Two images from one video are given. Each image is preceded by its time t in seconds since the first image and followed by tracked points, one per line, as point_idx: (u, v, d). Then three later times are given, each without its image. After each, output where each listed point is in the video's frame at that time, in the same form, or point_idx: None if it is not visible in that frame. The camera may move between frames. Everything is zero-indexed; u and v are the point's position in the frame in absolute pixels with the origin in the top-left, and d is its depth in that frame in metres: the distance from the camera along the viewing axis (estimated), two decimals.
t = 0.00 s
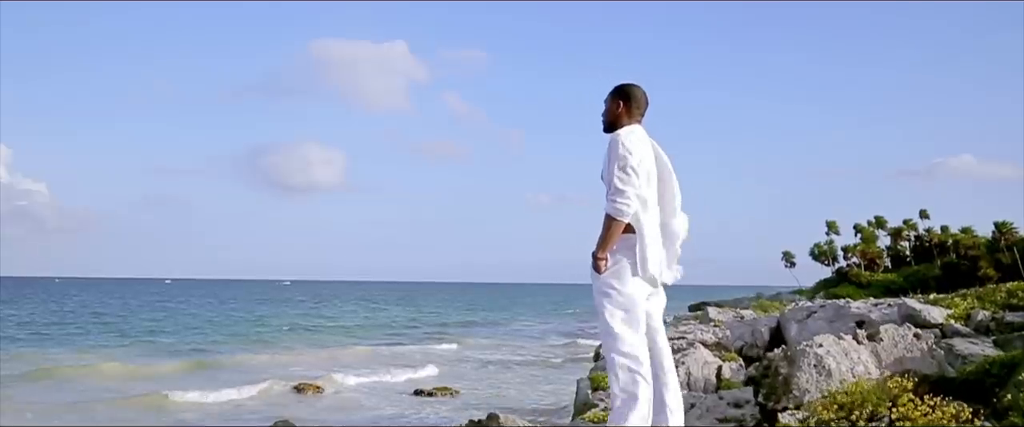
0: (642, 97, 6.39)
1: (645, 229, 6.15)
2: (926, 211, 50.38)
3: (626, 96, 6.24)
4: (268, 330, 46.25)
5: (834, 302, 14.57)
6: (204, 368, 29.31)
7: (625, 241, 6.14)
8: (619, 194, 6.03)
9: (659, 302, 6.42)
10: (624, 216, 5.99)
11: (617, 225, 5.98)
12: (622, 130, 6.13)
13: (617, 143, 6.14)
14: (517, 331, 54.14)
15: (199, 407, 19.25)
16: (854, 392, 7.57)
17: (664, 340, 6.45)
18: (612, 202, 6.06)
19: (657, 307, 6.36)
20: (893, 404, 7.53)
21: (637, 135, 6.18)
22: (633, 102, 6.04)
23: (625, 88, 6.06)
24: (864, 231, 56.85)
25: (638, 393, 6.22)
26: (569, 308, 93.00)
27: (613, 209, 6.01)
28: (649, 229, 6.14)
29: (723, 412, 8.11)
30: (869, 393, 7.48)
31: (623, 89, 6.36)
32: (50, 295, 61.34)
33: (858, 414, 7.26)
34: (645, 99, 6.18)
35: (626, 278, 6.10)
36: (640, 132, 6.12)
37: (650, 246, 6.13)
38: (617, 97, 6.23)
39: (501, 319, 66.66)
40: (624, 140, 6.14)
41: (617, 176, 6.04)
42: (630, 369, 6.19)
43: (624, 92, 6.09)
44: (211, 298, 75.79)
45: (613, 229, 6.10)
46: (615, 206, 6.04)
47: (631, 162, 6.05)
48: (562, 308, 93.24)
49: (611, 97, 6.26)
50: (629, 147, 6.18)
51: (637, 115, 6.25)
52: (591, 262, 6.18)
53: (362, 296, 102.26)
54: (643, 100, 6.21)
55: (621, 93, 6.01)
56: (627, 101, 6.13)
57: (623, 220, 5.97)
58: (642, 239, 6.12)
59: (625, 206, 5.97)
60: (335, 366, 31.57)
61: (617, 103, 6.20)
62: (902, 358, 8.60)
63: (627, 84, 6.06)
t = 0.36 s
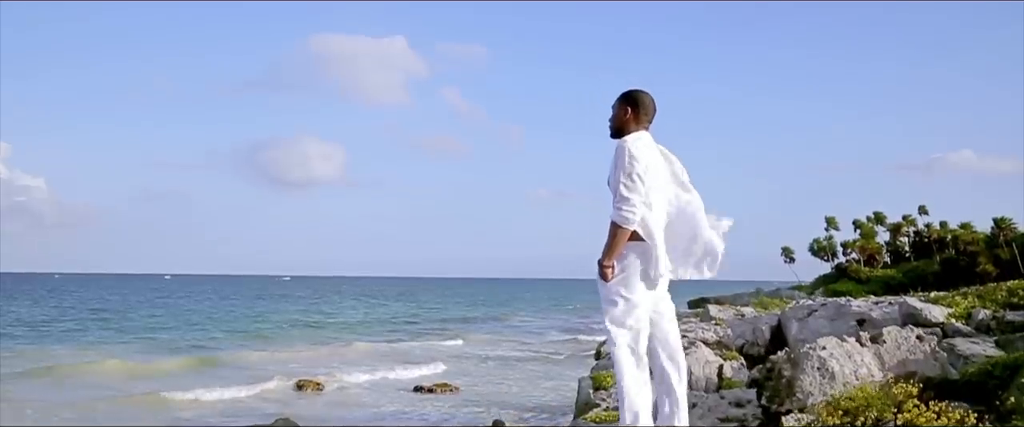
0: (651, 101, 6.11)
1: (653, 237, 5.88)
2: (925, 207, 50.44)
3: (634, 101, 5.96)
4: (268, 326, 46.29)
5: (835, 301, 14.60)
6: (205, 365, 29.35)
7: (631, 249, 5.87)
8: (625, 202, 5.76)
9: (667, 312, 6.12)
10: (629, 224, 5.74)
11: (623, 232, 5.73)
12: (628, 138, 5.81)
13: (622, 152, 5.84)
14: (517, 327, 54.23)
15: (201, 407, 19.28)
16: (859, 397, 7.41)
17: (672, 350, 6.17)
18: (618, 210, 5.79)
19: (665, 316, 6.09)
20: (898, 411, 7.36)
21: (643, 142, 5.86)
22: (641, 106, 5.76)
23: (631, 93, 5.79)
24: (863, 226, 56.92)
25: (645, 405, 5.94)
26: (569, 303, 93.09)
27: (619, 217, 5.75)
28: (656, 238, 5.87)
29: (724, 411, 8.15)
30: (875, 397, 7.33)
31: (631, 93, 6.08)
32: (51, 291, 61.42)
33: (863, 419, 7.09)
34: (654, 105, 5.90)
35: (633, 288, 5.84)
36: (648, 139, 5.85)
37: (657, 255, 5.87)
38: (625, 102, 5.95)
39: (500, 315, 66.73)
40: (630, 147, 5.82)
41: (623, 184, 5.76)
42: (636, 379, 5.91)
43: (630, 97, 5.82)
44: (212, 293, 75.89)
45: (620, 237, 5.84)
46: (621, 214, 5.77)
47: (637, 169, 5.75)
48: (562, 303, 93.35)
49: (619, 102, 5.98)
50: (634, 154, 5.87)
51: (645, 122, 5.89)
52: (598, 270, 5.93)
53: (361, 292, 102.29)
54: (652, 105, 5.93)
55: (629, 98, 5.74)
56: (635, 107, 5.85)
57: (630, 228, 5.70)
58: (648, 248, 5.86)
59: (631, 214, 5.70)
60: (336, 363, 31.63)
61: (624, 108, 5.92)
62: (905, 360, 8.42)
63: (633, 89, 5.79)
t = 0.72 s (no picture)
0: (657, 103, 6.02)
1: (660, 239, 5.75)
2: (923, 199, 50.52)
3: (639, 104, 5.86)
4: (267, 317, 46.33)
5: (834, 295, 14.65)
6: (204, 357, 29.39)
7: (637, 252, 5.75)
8: (629, 205, 5.66)
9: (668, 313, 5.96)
10: (635, 227, 5.62)
11: (628, 236, 5.62)
12: (633, 141, 5.72)
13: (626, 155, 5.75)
14: (516, 318, 54.28)
15: (202, 401, 19.29)
16: (863, 397, 7.09)
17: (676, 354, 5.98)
18: (623, 213, 5.69)
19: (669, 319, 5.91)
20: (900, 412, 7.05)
21: (648, 145, 5.76)
22: (645, 109, 5.65)
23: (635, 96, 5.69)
24: (861, 218, 56.99)
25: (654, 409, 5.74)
26: (567, 294, 93.20)
27: (623, 221, 5.65)
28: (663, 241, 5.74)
29: (725, 406, 8.28)
30: (877, 397, 7.06)
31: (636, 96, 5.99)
32: (50, 283, 61.43)
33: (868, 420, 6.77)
34: (658, 109, 5.80)
35: (640, 289, 5.66)
36: (655, 141, 5.73)
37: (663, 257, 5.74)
38: (630, 105, 5.86)
39: (499, 306, 66.83)
40: (635, 150, 5.73)
41: (626, 187, 5.65)
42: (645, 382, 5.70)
43: (634, 100, 5.73)
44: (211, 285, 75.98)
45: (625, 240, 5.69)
46: (625, 217, 5.67)
47: (642, 172, 5.63)
48: (561, 294, 93.45)
49: (623, 106, 5.90)
50: (640, 156, 5.77)
51: (650, 124, 5.81)
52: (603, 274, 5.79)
53: (360, 283, 102.39)
54: (657, 108, 5.82)
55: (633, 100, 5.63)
56: (639, 109, 5.75)
57: (634, 231, 5.60)
58: (655, 250, 5.72)
59: (635, 217, 5.58)
60: (335, 355, 31.66)
61: (629, 111, 5.82)
62: (906, 358, 8.06)
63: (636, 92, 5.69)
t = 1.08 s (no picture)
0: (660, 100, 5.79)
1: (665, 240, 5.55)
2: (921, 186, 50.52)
3: (643, 101, 5.62)
4: (267, 304, 46.36)
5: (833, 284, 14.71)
6: (204, 344, 29.41)
7: (641, 251, 5.56)
8: (635, 205, 5.43)
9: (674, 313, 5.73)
10: (641, 227, 5.40)
11: (633, 236, 5.41)
12: (638, 139, 5.49)
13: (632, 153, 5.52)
14: (515, 305, 54.34)
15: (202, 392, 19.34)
16: (864, 393, 7.04)
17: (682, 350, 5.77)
18: (628, 213, 5.47)
19: (672, 319, 5.68)
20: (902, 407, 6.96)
21: (654, 143, 5.54)
22: (650, 107, 5.42)
23: (640, 94, 5.45)
24: (860, 204, 57.02)
25: (661, 408, 5.64)
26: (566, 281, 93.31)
27: (628, 220, 5.43)
28: (668, 242, 5.55)
29: (725, 396, 8.36)
30: (879, 393, 6.97)
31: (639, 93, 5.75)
32: (49, 270, 61.40)
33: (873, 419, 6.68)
34: (663, 107, 5.57)
35: (644, 289, 5.55)
36: (660, 140, 5.51)
37: (669, 258, 5.55)
38: (633, 102, 5.61)
39: (499, 293, 66.89)
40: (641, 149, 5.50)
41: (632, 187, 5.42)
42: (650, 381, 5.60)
43: (639, 98, 5.49)
44: (210, 271, 76.04)
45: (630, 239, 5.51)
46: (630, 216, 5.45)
47: (648, 172, 5.41)
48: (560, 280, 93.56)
49: (627, 103, 5.65)
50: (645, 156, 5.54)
51: (655, 123, 5.58)
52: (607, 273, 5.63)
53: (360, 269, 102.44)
54: (661, 106, 5.59)
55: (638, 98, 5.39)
56: (644, 107, 5.52)
57: (639, 232, 5.38)
58: (660, 251, 5.53)
59: (641, 217, 5.36)
60: (335, 343, 31.68)
61: (633, 108, 5.58)
62: (906, 351, 8.07)
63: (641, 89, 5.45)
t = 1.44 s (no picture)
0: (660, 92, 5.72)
1: (667, 233, 5.46)
2: (920, 167, 50.55)
3: (644, 94, 5.55)
4: (265, 285, 46.41)
5: (831, 267, 14.81)
6: (202, 325, 29.43)
7: (644, 245, 5.47)
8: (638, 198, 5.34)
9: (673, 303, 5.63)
10: (644, 221, 5.32)
11: (636, 230, 5.32)
12: (641, 133, 5.41)
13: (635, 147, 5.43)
14: (513, 286, 54.46)
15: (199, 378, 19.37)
16: (863, 383, 6.92)
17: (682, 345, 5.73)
18: (630, 206, 5.37)
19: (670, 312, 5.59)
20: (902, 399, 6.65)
21: (657, 136, 5.46)
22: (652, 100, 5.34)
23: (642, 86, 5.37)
24: (858, 185, 57.10)
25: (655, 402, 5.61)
26: (564, 261, 93.43)
27: (631, 214, 5.33)
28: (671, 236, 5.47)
29: (724, 381, 8.42)
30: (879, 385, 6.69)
31: (639, 86, 5.67)
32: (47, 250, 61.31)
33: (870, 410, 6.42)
34: (664, 101, 5.50)
35: (645, 282, 5.43)
36: (662, 134, 5.43)
37: (671, 253, 5.47)
38: (634, 95, 5.53)
39: (497, 273, 67.04)
40: (643, 143, 5.41)
41: (636, 180, 5.34)
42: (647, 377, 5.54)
43: (641, 91, 5.41)
44: (209, 252, 76.18)
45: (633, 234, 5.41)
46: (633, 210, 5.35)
47: (651, 166, 5.32)
48: (558, 261, 93.67)
49: (628, 96, 5.56)
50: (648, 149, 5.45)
51: (657, 116, 5.51)
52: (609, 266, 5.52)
53: (358, 250, 102.50)
54: (662, 99, 5.52)
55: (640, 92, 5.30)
56: (645, 101, 5.44)
57: (642, 225, 5.29)
58: (663, 245, 5.45)
59: (644, 211, 5.28)
60: (334, 324, 31.74)
61: (634, 102, 5.50)
62: (904, 339, 7.94)
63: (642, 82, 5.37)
